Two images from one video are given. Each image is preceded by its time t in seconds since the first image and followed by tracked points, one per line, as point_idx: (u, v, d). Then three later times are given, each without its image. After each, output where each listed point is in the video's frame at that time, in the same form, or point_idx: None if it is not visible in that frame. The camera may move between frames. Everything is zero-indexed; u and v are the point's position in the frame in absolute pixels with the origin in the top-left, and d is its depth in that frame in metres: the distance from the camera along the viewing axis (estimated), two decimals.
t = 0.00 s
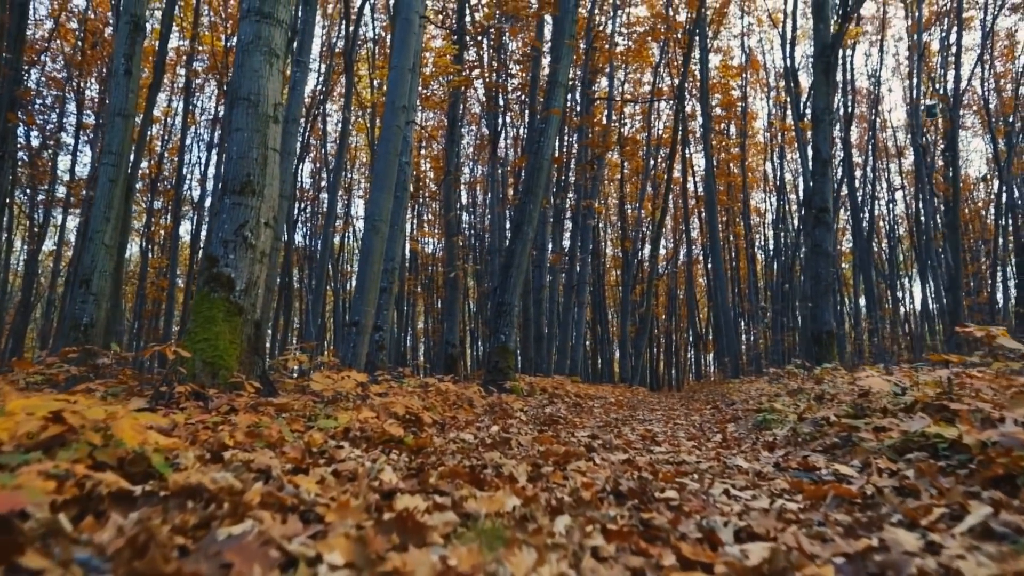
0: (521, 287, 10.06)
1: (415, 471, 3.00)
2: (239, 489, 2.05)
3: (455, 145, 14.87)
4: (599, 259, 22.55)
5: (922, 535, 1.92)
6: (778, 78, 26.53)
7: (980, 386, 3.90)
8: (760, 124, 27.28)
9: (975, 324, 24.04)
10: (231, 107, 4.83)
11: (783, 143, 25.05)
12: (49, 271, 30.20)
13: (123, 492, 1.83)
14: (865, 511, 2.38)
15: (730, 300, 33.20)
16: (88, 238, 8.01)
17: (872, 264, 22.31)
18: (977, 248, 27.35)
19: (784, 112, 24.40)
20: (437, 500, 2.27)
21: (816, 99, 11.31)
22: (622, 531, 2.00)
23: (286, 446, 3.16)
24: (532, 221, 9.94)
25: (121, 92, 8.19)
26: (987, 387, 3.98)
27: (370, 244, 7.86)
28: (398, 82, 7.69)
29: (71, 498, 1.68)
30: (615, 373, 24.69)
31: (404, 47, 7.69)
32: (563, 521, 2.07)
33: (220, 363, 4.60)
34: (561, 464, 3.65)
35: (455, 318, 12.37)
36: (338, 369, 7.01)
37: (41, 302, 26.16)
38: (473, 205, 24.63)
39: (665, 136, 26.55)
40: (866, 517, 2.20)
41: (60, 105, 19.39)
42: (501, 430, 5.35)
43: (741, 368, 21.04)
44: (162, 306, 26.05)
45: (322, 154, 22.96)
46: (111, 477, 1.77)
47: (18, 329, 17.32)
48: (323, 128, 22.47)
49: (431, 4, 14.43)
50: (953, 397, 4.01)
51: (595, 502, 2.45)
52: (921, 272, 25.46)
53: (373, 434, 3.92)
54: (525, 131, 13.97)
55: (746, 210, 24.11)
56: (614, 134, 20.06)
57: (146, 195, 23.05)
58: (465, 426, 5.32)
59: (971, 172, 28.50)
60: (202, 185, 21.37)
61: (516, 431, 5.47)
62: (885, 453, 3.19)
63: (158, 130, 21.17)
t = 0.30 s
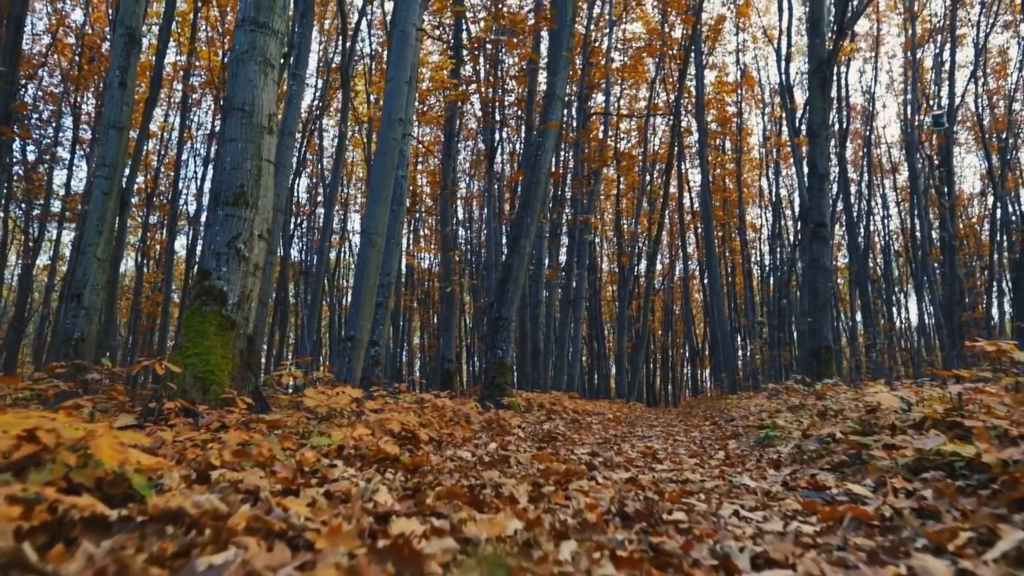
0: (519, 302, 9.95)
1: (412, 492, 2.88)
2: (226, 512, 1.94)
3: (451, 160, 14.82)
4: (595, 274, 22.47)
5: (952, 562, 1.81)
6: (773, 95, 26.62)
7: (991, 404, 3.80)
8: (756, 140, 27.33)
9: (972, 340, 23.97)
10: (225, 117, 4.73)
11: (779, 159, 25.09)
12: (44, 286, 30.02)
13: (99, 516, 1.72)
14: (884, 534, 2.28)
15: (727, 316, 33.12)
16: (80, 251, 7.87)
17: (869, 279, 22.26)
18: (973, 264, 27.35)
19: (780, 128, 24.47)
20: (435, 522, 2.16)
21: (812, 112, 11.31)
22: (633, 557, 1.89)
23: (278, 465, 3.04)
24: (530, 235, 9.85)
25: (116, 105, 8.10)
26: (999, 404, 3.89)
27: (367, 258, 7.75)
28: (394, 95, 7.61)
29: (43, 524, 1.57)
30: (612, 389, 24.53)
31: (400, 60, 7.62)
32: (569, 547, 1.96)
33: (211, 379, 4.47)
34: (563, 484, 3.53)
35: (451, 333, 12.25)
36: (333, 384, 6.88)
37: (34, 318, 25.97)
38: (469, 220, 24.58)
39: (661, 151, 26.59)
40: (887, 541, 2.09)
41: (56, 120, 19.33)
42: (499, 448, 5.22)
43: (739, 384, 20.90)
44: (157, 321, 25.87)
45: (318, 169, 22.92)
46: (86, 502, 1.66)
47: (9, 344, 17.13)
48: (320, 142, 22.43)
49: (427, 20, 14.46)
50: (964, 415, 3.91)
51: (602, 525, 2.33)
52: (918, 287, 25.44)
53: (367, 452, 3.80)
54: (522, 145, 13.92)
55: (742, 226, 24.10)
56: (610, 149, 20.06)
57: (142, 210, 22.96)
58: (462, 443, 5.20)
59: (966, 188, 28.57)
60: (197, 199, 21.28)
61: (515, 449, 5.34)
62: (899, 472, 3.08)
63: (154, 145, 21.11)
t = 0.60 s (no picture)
0: (516, 315, 9.84)
1: (409, 511, 2.78)
2: (212, 535, 1.84)
3: (448, 173, 14.77)
4: (593, 288, 22.39)
5: None
6: (769, 109, 26.70)
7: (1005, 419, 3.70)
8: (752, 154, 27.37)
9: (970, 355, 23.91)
10: (220, 127, 4.63)
11: (776, 173, 25.11)
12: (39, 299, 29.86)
13: (74, 540, 1.63)
14: (903, 557, 2.18)
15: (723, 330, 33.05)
16: (73, 263, 7.74)
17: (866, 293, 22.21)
18: (970, 278, 27.33)
19: (776, 143, 24.52)
20: (433, 545, 2.07)
21: (810, 125, 11.30)
22: None
23: (269, 482, 2.93)
24: (528, 248, 9.76)
25: (111, 117, 8.00)
26: (1012, 419, 3.79)
27: (363, 270, 7.64)
28: (391, 106, 7.53)
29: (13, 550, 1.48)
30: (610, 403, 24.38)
31: (398, 72, 7.55)
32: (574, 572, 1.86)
33: (204, 393, 4.35)
34: (565, 502, 3.42)
35: (448, 346, 12.13)
36: (329, 398, 6.76)
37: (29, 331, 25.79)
38: (466, 234, 24.52)
39: (658, 165, 26.61)
40: (908, 565, 2.00)
41: (53, 132, 19.26)
42: (498, 464, 5.10)
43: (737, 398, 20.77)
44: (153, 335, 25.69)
45: (315, 182, 22.87)
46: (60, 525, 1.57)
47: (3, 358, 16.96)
48: (316, 156, 22.39)
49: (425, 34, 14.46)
50: (978, 430, 3.80)
51: (608, 548, 2.22)
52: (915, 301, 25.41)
53: (363, 468, 3.68)
54: (519, 158, 13.89)
55: (739, 240, 24.09)
56: (606, 163, 20.04)
57: (138, 222, 22.85)
58: (460, 458, 5.08)
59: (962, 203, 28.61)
60: (194, 213, 21.19)
61: (514, 464, 5.23)
62: (913, 489, 2.98)
63: (151, 157, 21.04)
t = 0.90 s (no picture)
0: (514, 332, 9.70)
1: (405, 535, 2.64)
2: (193, 563, 1.72)
3: (445, 190, 14.70)
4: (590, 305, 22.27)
5: None
6: (765, 128, 26.80)
7: None
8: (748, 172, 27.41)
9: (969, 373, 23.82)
10: (215, 139, 4.50)
11: (772, 191, 25.16)
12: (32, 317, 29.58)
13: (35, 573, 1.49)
14: None
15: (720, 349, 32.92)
16: (64, 278, 7.57)
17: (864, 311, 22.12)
18: (967, 296, 27.30)
19: (772, 161, 24.57)
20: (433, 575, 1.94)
21: (808, 142, 11.26)
22: None
23: (256, 504, 2.79)
24: (526, 264, 9.65)
25: (105, 131, 7.88)
26: None
27: (359, 286, 7.51)
28: (388, 119, 7.42)
29: None
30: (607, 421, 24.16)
31: (396, 86, 7.45)
32: None
33: (193, 410, 4.19)
34: (567, 525, 3.28)
35: (445, 363, 11.99)
36: (323, 417, 6.60)
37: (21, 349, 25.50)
38: (462, 251, 24.45)
39: (654, 183, 26.63)
40: None
41: (49, 149, 19.15)
42: (497, 484, 4.94)
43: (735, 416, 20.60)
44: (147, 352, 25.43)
45: (311, 199, 22.80)
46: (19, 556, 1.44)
47: None
48: (313, 173, 22.35)
49: (422, 51, 14.45)
50: (997, 451, 3.67)
51: None
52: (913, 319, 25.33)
53: (358, 488, 3.54)
54: (516, 174, 13.84)
55: (736, 257, 24.06)
56: (602, 181, 20.04)
57: (134, 239, 22.71)
58: (458, 478, 4.93)
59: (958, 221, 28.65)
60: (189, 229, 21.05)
61: (512, 484, 5.07)
62: (935, 512, 2.84)
63: (147, 175, 20.92)
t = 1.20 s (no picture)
0: (513, 345, 9.59)
1: (404, 554, 2.52)
2: None
3: (442, 203, 14.63)
4: (587, 319, 22.17)
5: None
6: (761, 143, 26.86)
7: None
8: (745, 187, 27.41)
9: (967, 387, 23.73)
10: (210, 147, 4.39)
11: (769, 205, 25.16)
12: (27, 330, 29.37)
13: None
14: None
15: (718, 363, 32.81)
16: (58, 290, 7.44)
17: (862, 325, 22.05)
18: (964, 310, 27.29)
19: (769, 175, 24.60)
20: None
21: (805, 156, 11.24)
22: None
23: (248, 522, 2.67)
24: (525, 277, 9.55)
25: (101, 141, 7.78)
26: None
27: (356, 298, 7.39)
28: (386, 131, 7.33)
29: None
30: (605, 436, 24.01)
31: (394, 97, 7.37)
32: None
33: (185, 425, 4.07)
34: (571, 544, 3.16)
35: (442, 377, 11.88)
36: (319, 431, 6.48)
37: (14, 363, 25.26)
38: (459, 265, 24.38)
39: (652, 197, 26.61)
40: None
41: (47, 161, 19.05)
42: (496, 500, 4.81)
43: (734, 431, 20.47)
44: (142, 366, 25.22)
45: (309, 212, 22.74)
46: None
47: None
48: (310, 186, 22.30)
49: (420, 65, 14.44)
50: (1013, 466, 3.56)
51: None
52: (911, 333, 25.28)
53: (354, 505, 3.42)
54: (514, 188, 13.79)
55: (734, 271, 24.01)
56: (600, 195, 20.01)
57: (130, 252, 22.60)
58: (456, 494, 4.81)
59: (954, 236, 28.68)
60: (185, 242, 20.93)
61: (512, 501, 4.95)
62: (955, 531, 2.73)
63: (144, 188, 20.82)
